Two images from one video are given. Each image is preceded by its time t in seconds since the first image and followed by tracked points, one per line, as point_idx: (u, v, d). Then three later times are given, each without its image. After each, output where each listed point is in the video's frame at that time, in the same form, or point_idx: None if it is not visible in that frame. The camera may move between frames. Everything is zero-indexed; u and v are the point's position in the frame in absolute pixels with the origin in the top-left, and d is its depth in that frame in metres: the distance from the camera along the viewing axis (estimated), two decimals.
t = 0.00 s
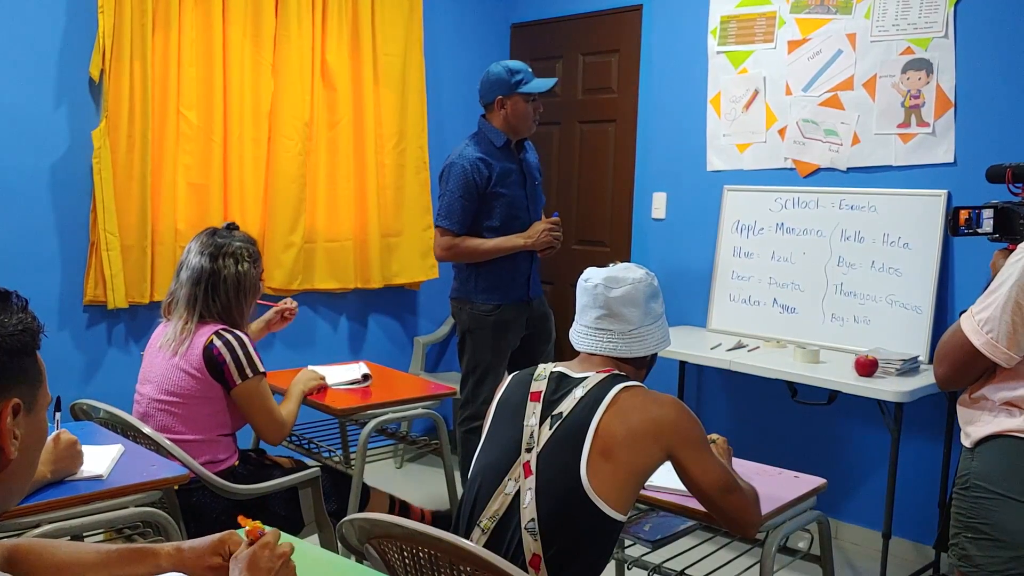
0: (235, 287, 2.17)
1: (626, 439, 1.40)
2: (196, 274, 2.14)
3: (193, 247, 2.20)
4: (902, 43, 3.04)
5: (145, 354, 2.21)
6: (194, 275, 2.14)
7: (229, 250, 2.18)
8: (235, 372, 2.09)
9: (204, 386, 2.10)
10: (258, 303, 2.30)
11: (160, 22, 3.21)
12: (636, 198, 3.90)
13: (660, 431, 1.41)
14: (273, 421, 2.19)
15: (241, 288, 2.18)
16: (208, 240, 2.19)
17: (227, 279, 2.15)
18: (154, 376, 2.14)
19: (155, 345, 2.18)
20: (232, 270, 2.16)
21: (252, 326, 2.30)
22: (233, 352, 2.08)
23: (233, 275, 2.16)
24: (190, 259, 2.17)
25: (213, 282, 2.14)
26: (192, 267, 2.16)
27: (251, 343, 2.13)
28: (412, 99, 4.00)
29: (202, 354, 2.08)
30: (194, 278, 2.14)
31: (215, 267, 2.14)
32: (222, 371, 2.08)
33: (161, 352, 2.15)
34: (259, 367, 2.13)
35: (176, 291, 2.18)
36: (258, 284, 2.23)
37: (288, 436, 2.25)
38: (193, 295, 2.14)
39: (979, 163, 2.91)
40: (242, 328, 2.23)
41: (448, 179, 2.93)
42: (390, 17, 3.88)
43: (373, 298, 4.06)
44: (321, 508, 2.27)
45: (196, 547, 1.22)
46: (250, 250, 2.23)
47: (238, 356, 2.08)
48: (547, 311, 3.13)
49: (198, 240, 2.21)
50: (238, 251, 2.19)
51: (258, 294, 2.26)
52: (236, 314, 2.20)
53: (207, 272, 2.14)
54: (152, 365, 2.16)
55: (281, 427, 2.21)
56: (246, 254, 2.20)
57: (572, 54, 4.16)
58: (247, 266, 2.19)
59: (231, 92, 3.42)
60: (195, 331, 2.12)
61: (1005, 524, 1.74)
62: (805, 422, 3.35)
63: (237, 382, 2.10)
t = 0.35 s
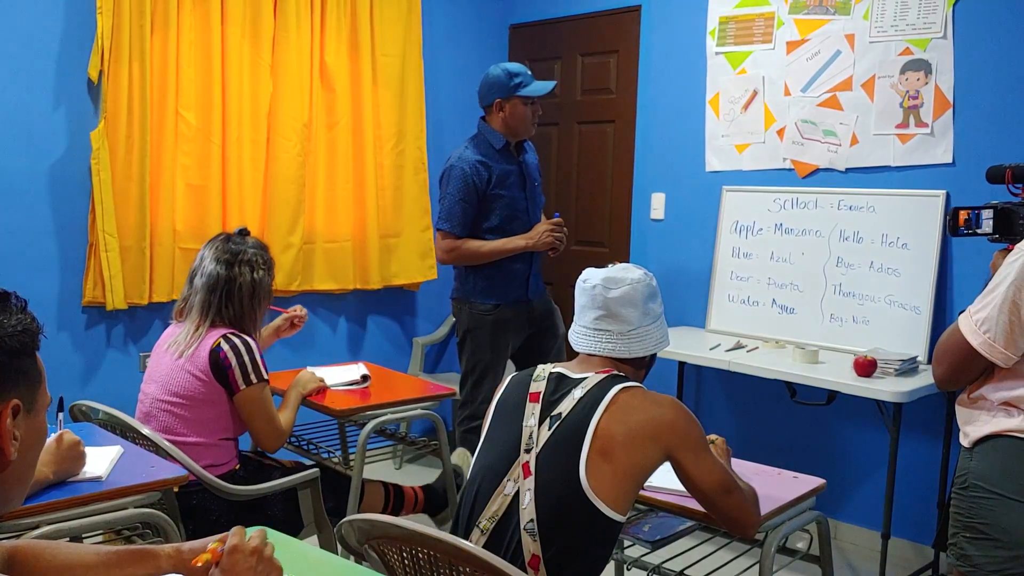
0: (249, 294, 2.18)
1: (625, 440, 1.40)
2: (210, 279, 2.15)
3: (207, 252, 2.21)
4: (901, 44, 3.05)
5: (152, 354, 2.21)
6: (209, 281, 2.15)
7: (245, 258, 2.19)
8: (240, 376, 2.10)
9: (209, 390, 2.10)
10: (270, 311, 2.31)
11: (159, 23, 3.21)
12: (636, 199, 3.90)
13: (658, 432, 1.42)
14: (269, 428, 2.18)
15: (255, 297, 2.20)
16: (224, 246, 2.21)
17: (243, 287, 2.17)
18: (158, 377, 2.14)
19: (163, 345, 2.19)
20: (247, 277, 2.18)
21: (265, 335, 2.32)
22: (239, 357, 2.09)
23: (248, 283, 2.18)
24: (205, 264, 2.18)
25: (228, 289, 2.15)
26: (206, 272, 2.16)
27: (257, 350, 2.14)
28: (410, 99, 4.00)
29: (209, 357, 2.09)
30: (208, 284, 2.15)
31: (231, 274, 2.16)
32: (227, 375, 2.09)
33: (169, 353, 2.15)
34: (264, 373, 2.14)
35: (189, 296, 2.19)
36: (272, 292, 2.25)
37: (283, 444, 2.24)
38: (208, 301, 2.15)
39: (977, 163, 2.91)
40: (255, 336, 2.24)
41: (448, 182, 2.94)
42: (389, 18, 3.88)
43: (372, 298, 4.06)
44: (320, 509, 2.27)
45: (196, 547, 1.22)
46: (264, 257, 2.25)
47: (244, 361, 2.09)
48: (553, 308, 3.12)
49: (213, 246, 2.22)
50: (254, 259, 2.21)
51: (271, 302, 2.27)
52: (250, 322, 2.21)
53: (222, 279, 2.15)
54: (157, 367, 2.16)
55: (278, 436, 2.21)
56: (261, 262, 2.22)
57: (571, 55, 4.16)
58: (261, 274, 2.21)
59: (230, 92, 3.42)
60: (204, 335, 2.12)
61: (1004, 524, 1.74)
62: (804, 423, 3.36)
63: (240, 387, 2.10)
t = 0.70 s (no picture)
0: (262, 299, 2.19)
1: (625, 441, 1.40)
2: (223, 283, 2.15)
3: (218, 255, 2.21)
4: (901, 44, 3.05)
5: (155, 355, 2.21)
6: (222, 284, 2.15)
7: (258, 262, 2.21)
8: (249, 380, 2.10)
9: (215, 393, 2.10)
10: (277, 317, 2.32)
11: (159, 23, 3.21)
12: (635, 199, 3.90)
13: (658, 433, 1.41)
14: (275, 430, 2.17)
15: (267, 302, 2.21)
16: (236, 250, 2.21)
17: (256, 291, 2.18)
18: (164, 378, 2.13)
19: (168, 346, 2.18)
20: (260, 282, 2.19)
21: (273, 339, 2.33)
22: (248, 361, 2.09)
23: (261, 287, 2.19)
24: (217, 267, 2.18)
25: (242, 292, 2.16)
26: (219, 276, 2.16)
27: (266, 354, 2.15)
28: (410, 99, 4.00)
29: (219, 360, 2.08)
30: (222, 287, 2.15)
31: (245, 277, 2.17)
32: (236, 378, 2.09)
33: (174, 354, 2.15)
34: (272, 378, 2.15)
35: (199, 298, 2.18)
36: (283, 297, 2.26)
37: (289, 447, 2.24)
38: (220, 304, 2.15)
39: (977, 164, 2.91)
40: (264, 341, 2.24)
41: (470, 180, 2.94)
42: (389, 18, 3.88)
43: (371, 299, 4.06)
44: (320, 510, 2.27)
45: (197, 549, 1.22)
46: (274, 263, 2.26)
47: (254, 365, 2.10)
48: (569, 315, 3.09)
49: (224, 250, 2.22)
50: (266, 264, 2.22)
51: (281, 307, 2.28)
52: (260, 326, 2.21)
53: (235, 282, 2.15)
54: (163, 368, 2.15)
55: (284, 438, 2.21)
56: (272, 268, 2.24)
57: (571, 56, 4.16)
58: (273, 279, 2.23)
59: (230, 93, 3.41)
60: (213, 338, 2.12)
61: (1003, 524, 1.74)
62: (803, 424, 3.35)
63: (248, 391, 2.10)
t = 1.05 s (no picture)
0: (251, 295, 2.18)
1: (625, 442, 1.40)
2: (213, 280, 2.15)
3: (211, 254, 2.21)
4: (900, 45, 3.05)
5: (153, 355, 2.22)
6: (211, 281, 2.16)
7: (248, 259, 2.20)
8: (241, 377, 2.09)
9: (210, 391, 2.10)
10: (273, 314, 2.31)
11: (158, 25, 3.21)
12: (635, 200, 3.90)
13: (658, 434, 1.42)
14: (269, 429, 2.17)
15: (258, 299, 2.20)
16: (228, 248, 2.21)
17: (245, 288, 2.17)
18: (159, 378, 2.14)
19: (166, 346, 2.19)
20: (249, 278, 2.18)
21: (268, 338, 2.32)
22: (241, 358, 2.09)
23: (250, 284, 2.18)
24: (209, 265, 2.18)
25: (231, 290, 2.16)
26: (209, 273, 2.17)
27: (260, 352, 2.14)
28: (409, 101, 4.01)
29: (211, 358, 2.09)
30: (212, 285, 2.15)
31: (234, 274, 2.16)
32: (228, 376, 2.09)
33: (171, 353, 2.15)
34: (266, 375, 2.14)
35: (193, 296, 2.19)
36: (275, 295, 2.25)
37: (283, 446, 2.24)
38: (210, 301, 2.15)
39: (975, 164, 2.92)
40: (257, 337, 2.24)
41: (503, 180, 2.96)
42: (388, 20, 3.88)
43: (371, 301, 4.06)
44: (320, 512, 2.26)
45: (196, 551, 1.22)
46: (268, 260, 2.25)
47: (245, 363, 2.09)
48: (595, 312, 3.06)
49: (217, 248, 2.23)
50: (257, 261, 2.21)
51: (274, 306, 2.27)
52: (251, 323, 2.21)
53: (224, 279, 2.15)
54: (159, 368, 2.16)
55: (279, 437, 2.21)
56: (264, 265, 2.23)
57: (570, 57, 4.17)
58: (264, 276, 2.21)
59: (229, 94, 3.41)
60: (207, 335, 2.12)
61: (1003, 524, 1.74)
62: (803, 425, 3.35)
63: (241, 388, 2.10)
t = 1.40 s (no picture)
0: (255, 294, 2.19)
1: (634, 441, 1.40)
2: (216, 279, 2.15)
3: (212, 253, 2.21)
4: (900, 46, 3.05)
5: (154, 355, 2.22)
6: (215, 280, 2.15)
7: (250, 258, 2.20)
8: (245, 377, 2.09)
9: (212, 391, 2.10)
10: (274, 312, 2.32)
11: (158, 25, 3.21)
12: (635, 201, 3.90)
13: (667, 433, 1.42)
14: (275, 429, 2.17)
15: (260, 297, 2.20)
16: (229, 247, 2.21)
17: (249, 287, 2.17)
18: (162, 377, 2.14)
19: (167, 346, 2.19)
20: (253, 277, 2.18)
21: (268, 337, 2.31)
22: (244, 358, 2.09)
23: (254, 283, 2.19)
24: (211, 264, 2.18)
25: (235, 288, 2.16)
26: (212, 272, 2.16)
27: (262, 350, 2.14)
28: (409, 102, 4.01)
29: (214, 357, 2.08)
30: (215, 284, 2.15)
31: (237, 273, 2.16)
32: (232, 375, 2.09)
33: (172, 353, 2.15)
34: (270, 374, 2.14)
35: (195, 296, 2.19)
36: (277, 292, 2.25)
37: (291, 443, 2.23)
38: (214, 300, 2.15)
39: (975, 165, 2.92)
40: (259, 336, 2.24)
41: (522, 172, 2.98)
42: (388, 20, 3.88)
43: (371, 301, 4.06)
44: (320, 512, 2.26)
45: (196, 552, 1.22)
46: (268, 258, 2.26)
47: (249, 362, 2.09)
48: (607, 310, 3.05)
49: (218, 247, 2.22)
50: (258, 259, 2.21)
51: (275, 303, 2.27)
52: (254, 322, 2.21)
53: (228, 278, 2.15)
54: (160, 368, 2.16)
55: (286, 434, 2.19)
56: (265, 263, 2.23)
57: (570, 58, 4.17)
58: (266, 274, 2.22)
59: (229, 94, 3.41)
60: (210, 335, 2.12)
61: (1004, 524, 1.74)
62: (804, 425, 3.35)
63: (245, 387, 2.10)
